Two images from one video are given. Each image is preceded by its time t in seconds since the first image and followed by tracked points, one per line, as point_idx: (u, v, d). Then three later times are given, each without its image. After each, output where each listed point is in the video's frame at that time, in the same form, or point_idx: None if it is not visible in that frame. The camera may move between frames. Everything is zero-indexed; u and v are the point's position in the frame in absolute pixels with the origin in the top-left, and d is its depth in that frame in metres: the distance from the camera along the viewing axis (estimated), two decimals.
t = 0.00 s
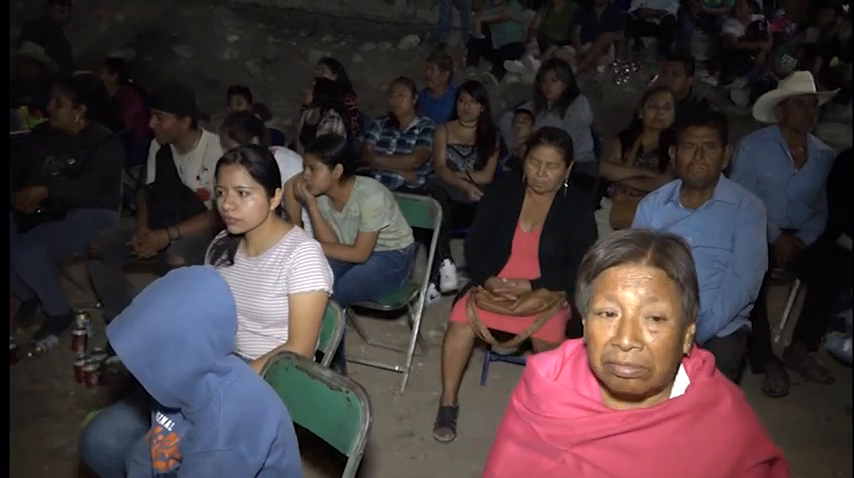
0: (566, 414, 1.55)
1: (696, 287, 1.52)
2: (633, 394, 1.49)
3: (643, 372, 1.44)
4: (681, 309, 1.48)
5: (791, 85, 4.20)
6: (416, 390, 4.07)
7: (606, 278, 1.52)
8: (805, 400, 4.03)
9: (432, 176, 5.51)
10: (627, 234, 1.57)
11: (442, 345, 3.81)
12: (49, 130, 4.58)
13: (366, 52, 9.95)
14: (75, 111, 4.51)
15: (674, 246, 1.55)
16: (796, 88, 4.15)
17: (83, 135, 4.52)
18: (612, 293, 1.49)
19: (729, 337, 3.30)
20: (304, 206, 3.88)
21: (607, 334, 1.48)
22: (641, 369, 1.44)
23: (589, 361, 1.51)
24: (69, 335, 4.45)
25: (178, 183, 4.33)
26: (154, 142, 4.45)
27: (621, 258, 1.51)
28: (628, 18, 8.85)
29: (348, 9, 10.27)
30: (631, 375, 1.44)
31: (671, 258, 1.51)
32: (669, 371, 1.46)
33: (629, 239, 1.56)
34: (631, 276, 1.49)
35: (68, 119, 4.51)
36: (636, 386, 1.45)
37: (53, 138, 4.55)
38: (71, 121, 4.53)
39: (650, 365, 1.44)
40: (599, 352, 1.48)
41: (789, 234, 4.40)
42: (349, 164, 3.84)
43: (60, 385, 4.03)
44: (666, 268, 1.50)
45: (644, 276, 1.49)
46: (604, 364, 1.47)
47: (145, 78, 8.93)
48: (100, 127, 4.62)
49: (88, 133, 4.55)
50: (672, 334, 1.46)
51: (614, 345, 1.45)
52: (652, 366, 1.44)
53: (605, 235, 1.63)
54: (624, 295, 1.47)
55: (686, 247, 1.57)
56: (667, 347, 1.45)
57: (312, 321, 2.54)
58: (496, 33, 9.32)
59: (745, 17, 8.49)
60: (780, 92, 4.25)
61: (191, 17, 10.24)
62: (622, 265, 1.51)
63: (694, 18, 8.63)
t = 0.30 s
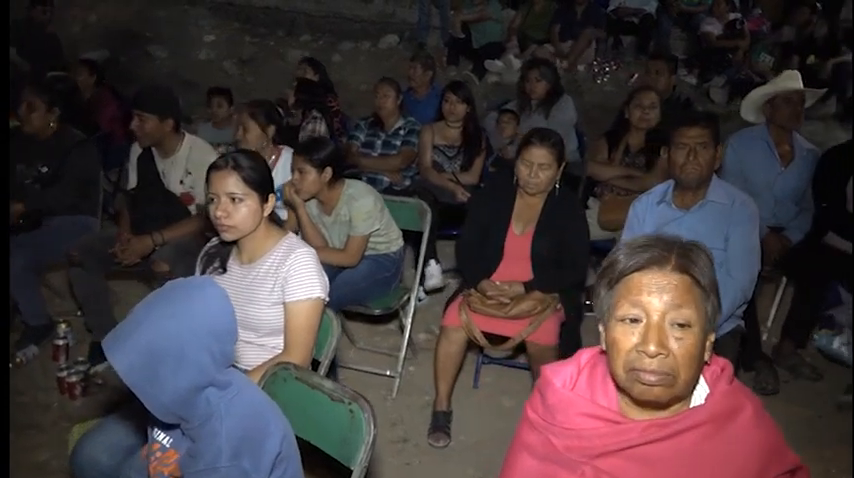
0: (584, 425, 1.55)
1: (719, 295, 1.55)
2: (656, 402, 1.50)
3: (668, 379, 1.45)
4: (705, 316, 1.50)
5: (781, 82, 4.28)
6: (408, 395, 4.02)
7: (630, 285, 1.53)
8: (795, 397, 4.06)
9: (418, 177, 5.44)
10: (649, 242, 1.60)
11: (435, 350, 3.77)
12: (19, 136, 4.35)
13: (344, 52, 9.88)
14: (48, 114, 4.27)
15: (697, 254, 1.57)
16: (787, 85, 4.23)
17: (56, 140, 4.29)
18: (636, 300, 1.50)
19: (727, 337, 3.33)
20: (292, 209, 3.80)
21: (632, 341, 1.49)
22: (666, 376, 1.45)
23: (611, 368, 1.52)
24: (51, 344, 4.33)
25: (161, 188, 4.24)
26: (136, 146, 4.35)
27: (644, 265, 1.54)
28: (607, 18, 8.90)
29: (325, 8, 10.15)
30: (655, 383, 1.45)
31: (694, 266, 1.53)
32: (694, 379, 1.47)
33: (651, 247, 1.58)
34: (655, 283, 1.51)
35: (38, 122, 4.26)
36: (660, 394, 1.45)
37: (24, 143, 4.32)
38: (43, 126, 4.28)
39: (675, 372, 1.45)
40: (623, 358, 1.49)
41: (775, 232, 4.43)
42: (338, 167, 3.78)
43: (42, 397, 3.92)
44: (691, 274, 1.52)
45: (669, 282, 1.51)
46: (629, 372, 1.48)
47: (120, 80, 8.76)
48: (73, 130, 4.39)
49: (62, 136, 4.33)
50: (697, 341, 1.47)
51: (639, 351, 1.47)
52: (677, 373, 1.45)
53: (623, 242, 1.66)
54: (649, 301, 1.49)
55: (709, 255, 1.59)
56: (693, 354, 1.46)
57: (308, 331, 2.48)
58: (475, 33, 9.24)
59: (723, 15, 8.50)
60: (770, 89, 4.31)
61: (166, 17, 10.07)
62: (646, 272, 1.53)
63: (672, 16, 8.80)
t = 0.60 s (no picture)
0: (612, 431, 1.62)
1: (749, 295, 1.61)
2: (689, 407, 1.55)
3: (702, 381, 1.50)
4: (737, 318, 1.55)
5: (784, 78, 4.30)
6: (415, 398, 3.98)
7: (661, 288, 1.60)
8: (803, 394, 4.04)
9: (419, 178, 5.41)
10: (678, 244, 1.66)
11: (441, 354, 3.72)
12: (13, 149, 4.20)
13: (338, 54, 9.84)
14: (40, 122, 4.14)
15: (726, 256, 1.62)
16: (789, 81, 4.25)
17: (51, 148, 4.17)
18: (668, 305, 1.56)
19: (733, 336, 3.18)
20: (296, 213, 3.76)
21: (665, 345, 1.55)
22: (699, 380, 1.50)
23: (644, 373, 1.58)
24: (52, 354, 4.28)
25: (162, 194, 4.19)
26: (136, 151, 4.31)
27: (675, 268, 1.60)
28: (603, 15, 8.81)
29: (319, 9, 10.09)
30: (689, 387, 1.51)
31: (724, 267, 1.59)
32: (727, 380, 1.53)
33: (681, 251, 1.63)
34: (686, 286, 1.57)
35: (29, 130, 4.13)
36: (695, 398, 1.51)
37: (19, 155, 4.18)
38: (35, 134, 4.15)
39: (709, 376, 1.50)
40: (656, 363, 1.55)
41: (780, 228, 4.41)
42: (341, 170, 3.74)
43: (44, 407, 3.87)
44: (721, 275, 1.58)
45: (700, 284, 1.57)
46: (663, 375, 1.54)
47: (113, 85, 8.68)
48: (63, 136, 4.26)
49: (55, 143, 4.20)
50: (729, 344, 1.53)
51: (672, 354, 1.53)
52: (710, 377, 1.50)
53: (649, 244, 1.72)
54: (681, 305, 1.55)
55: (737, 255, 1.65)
56: (726, 356, 1.51)
57: (317, 338, 2.44)
58: (470, 33, 9.24)
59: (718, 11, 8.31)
60: (773, 85, 4.34)
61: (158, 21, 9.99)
62: (677, 276, 1.59)
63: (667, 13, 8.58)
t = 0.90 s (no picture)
0: (612, 435, 1.65)
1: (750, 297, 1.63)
2: (691, 412, 1.57)
3: (706, 386, 1.51)
4: (739, 321, 1.57)
5: (771, 79, 4.31)
6: (404, 400, 3.95)
7: (663, 291, 1.60)
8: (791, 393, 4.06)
9: (406, 178, 5.38)
10: (680, 247, 1.67)
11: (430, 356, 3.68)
12: None
13: (324, 53, 9.78)
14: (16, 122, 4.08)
15: (727, 258, 1.63)
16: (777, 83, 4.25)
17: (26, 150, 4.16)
18: (671, 310, 1.57)
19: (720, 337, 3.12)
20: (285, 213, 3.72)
21: (668, 349, 1.55)
22: (703, 385, 1.51)
23: (646, 377, 1.59)
24: (33, 356, 4.20)
25: (146, 193, 4.12)
26: (120, 149, 4.25)
27: (678, 272, 1.61)
28: (588, 15, 8.88)
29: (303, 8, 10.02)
30: (693, 391, 1.52)
31: (725, 270, 1.61)
32: (729, 384, 1.54)
33: (683, 254, 1.64)
34: (689, 289, 1.58)
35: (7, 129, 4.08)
36: (698, 403, 1.52)
37: None
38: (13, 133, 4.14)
39: (713, 380, 1.51)
40: (659, 367, 1.56)
41: (767, 228, 4.44)
42: (330, 170, 3.70)
43: (25, 410, 3.79)
44: (724, 277, 1.60)
45: (703, 287, 1.58)
46: (667, 379, 1.55)
47: (94, 82, 8.53)
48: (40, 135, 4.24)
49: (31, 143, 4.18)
50: (732, 347, 1.54)
51: (675, 358, 1.53)
52: (714, 381, 1.51)
53: (649, 246, 1.73)
54: (684, 309, 1.56)
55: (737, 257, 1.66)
56: (729, 360, 1.52)
57: (308, 340, 2.40)
58: (456, 32, 9.23)
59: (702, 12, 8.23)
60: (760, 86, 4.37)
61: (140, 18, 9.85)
62: (680, 280, 1.60)
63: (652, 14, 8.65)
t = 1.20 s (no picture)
0: (608, 438, 1.65)
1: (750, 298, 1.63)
2: (694, 417, 1.56)
3: (709, 391, 1.51)
4: (741, 325, 1.57)
5: (759, 78, 4.41)
6: (396, 400, 3.93)
7: (665, 295, 1.59)
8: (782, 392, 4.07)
9: (397, 176, 5.36)
10: (680, 249, 1.65)
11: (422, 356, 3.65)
12: None
13: (314, 50, 9.73)
14: None
15: (727, 260, 1.63)
16: (767, 81, 4.34)
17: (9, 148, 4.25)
18: (673, 316, 1.56)
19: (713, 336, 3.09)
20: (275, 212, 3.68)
21: (670, 356, 1.55)
22: (707, 390, 1.51)
23: (649, 383, 1.58)
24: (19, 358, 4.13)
25: (134, 192, 4.07)
26: (109, 147, 4.20)
27: (680, 276, 1.59)
28: (578, 13, 8.90)
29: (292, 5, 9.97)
30: (697, 397, 1.51)
31: (728, 272, 1.60)
32: (731, 389, 1.54)
33: (683, 256, 1.62)
34: (692, 293, 1.57)
35: None
36: (702, 408, 1.52)
37: None
38: None
39: (716, 386, 1.51)
40: (663, 374, 1.55)
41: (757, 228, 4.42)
42: (321, 169, 3.67)
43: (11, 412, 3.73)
44: (725, 281, 1.59)
45: (705, 291, 1.57)
46: (671, 386, 1.54)
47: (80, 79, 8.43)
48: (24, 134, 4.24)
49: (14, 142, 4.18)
50: (735, 352, 1.54)
51: (679, 364, 1.53)
52: (719, 386, 1.51)
53: (648, 248, 1.71)
54: (688, 315, 1.55)
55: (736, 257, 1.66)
56: (732, 365, 1.52)
57: (300, 341, 2.37)
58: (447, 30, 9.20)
59: (692, 11, 8.27)
60: (749, 85, 4.42)
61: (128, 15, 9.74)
62: (684, 284, 1.58)
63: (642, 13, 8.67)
